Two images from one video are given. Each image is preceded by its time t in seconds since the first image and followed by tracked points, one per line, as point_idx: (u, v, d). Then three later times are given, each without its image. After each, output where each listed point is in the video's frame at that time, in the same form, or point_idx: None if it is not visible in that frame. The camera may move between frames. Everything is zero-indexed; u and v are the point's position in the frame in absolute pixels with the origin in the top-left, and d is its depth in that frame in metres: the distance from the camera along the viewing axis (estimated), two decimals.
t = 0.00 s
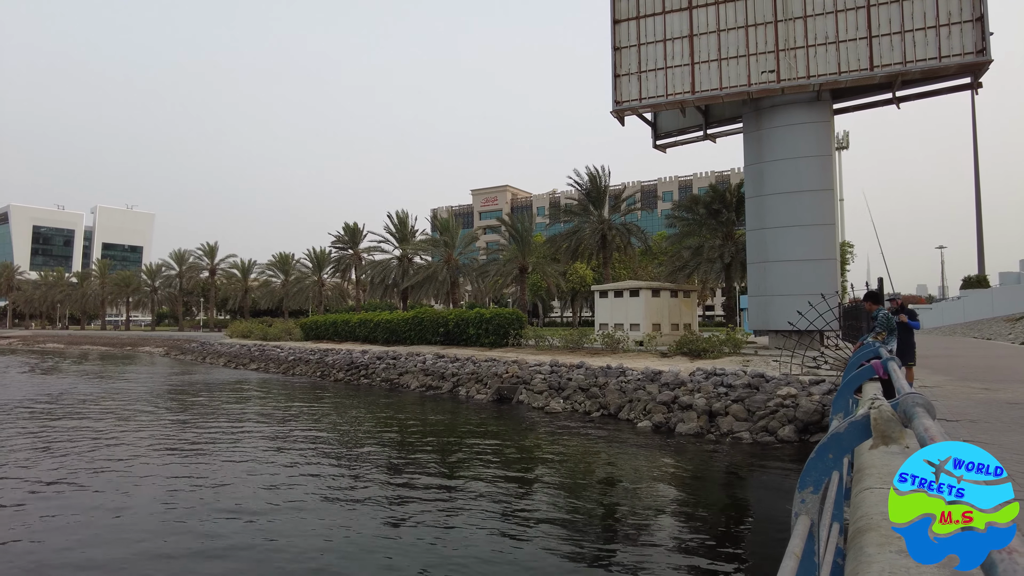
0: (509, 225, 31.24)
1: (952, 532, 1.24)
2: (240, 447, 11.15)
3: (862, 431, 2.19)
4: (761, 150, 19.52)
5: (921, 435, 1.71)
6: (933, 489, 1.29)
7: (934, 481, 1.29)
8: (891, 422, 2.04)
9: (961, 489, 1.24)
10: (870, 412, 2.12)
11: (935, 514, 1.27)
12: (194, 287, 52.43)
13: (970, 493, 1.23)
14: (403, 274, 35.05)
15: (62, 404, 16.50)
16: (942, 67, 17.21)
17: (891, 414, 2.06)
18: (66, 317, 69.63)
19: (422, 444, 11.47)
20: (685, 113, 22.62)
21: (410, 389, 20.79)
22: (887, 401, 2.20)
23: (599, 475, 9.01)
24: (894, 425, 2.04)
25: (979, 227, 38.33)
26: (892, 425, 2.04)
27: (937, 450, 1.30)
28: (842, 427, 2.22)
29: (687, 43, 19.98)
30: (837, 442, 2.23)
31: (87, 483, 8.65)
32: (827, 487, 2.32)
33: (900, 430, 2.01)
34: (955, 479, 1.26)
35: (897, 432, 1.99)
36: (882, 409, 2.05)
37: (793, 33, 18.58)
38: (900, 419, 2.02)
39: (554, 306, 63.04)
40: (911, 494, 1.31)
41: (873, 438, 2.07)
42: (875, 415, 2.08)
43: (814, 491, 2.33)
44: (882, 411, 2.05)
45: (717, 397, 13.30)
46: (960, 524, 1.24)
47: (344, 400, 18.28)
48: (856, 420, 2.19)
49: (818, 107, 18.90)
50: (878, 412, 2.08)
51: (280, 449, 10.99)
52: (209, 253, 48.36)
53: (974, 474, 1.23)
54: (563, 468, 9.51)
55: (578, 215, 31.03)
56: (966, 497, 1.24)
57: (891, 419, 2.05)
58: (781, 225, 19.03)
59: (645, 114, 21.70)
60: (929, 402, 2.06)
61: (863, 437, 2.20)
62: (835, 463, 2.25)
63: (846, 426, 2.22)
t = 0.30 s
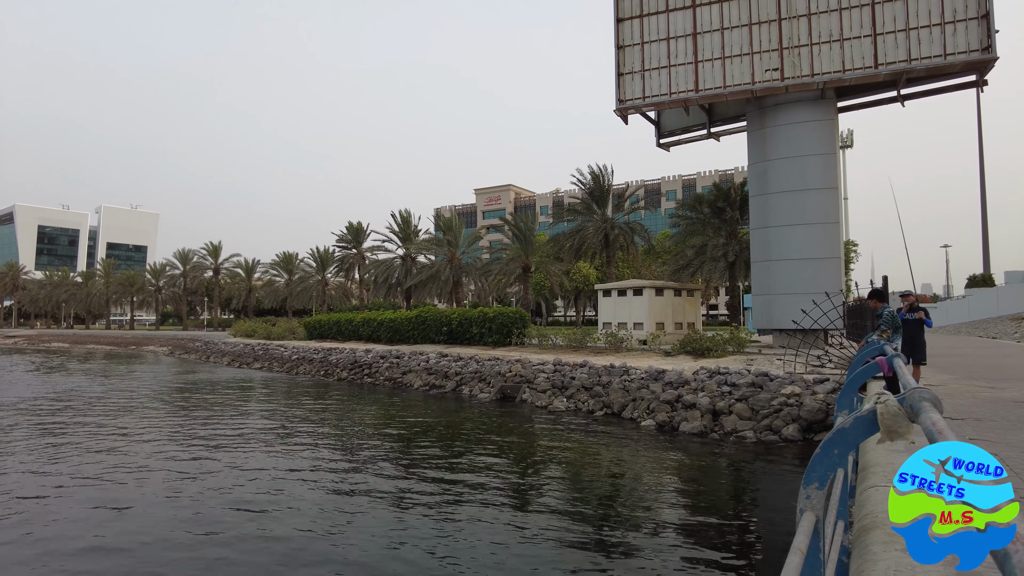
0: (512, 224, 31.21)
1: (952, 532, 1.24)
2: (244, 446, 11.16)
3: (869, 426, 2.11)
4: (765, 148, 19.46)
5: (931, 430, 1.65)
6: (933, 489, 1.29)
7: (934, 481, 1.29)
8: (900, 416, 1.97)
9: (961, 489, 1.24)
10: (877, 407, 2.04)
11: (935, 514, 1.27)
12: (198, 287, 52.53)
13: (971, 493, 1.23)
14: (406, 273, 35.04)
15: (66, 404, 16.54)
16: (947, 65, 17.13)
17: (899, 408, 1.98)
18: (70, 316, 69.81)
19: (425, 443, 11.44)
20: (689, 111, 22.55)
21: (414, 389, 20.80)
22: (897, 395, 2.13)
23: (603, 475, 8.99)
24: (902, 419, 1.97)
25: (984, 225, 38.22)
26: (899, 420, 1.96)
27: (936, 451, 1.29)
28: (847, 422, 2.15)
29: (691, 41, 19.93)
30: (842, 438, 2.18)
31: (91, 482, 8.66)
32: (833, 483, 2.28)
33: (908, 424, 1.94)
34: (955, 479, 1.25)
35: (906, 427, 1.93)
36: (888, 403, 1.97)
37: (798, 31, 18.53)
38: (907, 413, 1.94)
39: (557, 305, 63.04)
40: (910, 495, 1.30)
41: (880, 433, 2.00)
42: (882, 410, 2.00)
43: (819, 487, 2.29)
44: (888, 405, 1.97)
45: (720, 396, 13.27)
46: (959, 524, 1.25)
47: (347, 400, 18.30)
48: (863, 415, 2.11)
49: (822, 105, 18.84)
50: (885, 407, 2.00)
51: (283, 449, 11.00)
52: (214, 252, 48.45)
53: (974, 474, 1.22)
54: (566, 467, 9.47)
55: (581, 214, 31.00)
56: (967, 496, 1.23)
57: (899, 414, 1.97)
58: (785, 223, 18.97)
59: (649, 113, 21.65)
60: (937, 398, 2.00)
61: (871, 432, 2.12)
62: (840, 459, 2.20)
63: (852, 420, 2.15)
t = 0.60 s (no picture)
0: (512, 223, 31.18)
1: (951, 531, 1.25)
2: (243, 446, 11.14)
3: (857, 426, 2.22)
4: (765, 147, 19.47)
5: (915, 433, 1.70)
6: (932, 489, 1.29)
7: (934, 481, 1.28)
8: (888, 418, 2.02)
9: (961, 489, 1.24)
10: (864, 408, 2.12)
11: (935, 514, 1.26)
12: (198, 286, 52.48)
13: (969, 493, 1.23)
14: (406, 272, 35.03)
15: (65, 403, 16.51)
16: (947, 63, 17.14)
17: (886, 410, 2.04)
18: (70, 315, 69.73)
19: (425, 443, 11.43)
20: (688, 110, 22.55)
21: (413, 388, 20.78)
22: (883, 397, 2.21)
23: (603, 474, 8.97)
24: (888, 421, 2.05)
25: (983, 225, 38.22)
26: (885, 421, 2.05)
27: (936, 450, 1.29)
28: (836, 423, 2.24)
29: (690, 40, 19.93)
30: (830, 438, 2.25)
31: (89, 481, 8.63)
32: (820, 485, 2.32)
33: (895, 427, 2.02)
34: (955, 479, 1.25)
35: (893, 430, 1.99)
36: (874, 405, 2.05)
37: (797, 29, 18.53)
38: (894, 415, 2.02)
39: (557, 305, 63.05)
40: (910, 495, 1.30)
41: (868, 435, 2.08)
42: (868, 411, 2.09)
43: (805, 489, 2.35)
44: (875, 406, 2.04)
45: (719, 396, 13.27)
46: (961, 524, 1.25)
47: (346, 399, 18.28)
48: (852, 416, 2.22)
49: (822, 103, 18.85)
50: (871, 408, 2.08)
51: (282, 448, 10.98)
52: (213, 252, 48.41)
53: (974, 474, 1.22)
54: (566, 467, 9.46)
55: (581, 213, 30.99)
56: (967, 497, 1.23)
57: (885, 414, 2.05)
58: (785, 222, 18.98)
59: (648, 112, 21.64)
60: (925, 397, 2.03)
61: (858, 433, 2.22)
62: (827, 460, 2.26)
63: (842, 421, 2.24)
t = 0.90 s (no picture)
0: (507, 224, 31.19)
1: (951, 531, 1.24)
2: (237, 447, 11.11)
3: (833, 438, 2.23)
4: (759, 147, 19.52)
5: (884, 450, 1.64)
6: (933, 490, 1.29)
7: (934, 481, 1.29)
8: (861, 430, 2.08)
9: (961, 489, 1.24)
10: (840, 420, 2.15)
11: (935, 515, 1.26)
12: (192, 287, 52.27)
13: (970, 493, 1.24)
14: (401, 273, 34.99)
15: (58, 404, 16.43)
16: (940, 65, 17.23)
17: (860, 421, 2.09)
18: (63, 316, 69.34)
19: (420, 443, 11.46)
20: (682, 111, 22.59)
21: (407, 389, 20.76)
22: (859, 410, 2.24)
23: (596, 476, 8.98)
24: (863, 433, 2.07)
25: (976, 225, 38.49)
26: (860, 433, 2.07)
27: (937, 450, 1.30)
28: (812, 434, 2.26)
29: (684, 41, 19.97)
30: (806, 449, 2.28)
31: (80, 483, 8.59)
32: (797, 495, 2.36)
33: (870, 438, 2.04)
34: (955, 479, 1.26)
35: (866, 440, 2.05)
36: (851, 417, 2.09)
37: (791, 31, 18.61)
38: (869, 426, 2.07)
39: (553, 305, 63.15)
40: (910, 495, 1.30)
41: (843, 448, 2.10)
42: (844, 423, 2.11)
43: (783, 500, 2.38)
44: (850, 419, 2.09)
45: (712, 396, 13.31)
46: (960, 524, 1.24)
47: (341, 400, 18.26)
48: (827, 427, 2.24)
49: (815, 105, 18.92)
50: (848, 420, 2.11)
51: (276, 449, 10.96)
52: (208, 252, 48.23)
53: (975, 474, 1.23)
54: (561, 467, 9.49)
55: (576, 213, 31.04)
56: (967, 496, 1.24)
57: (860, 427, 2.08)
58: (778, 224, 19.08)
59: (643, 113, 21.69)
60: (898, 411, 1.99)
61: (834, 445, 2.24)
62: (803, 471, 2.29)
63: (818, 433, 2.26)
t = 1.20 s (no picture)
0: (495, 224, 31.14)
1: (952, 528, 1.99)
2: (224, 448, 11.07)
3: (798, 445, 2.11)
4: (744, 150, 19.71)
5: (838, 457, 1.61)
6: (933, 487, 1.99)
7: (933, 480, 1.99)
8: (827, 436, 2.02)
9: (960, 487, 1.93)
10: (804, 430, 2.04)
11: (937, 511, 1.98)
12: (176, 287, 51.66)
13: (967, 491, 1.93)
14: (388, 274, 34.80)
15: (42, 406, 16.23)
16: (921, 69, 17.48)
17: (826, 428, 2.02)
18: (45, 316, 68.29)
19: (409, 444, 11.50)
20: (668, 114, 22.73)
21: (395, 390, 20.69)
22: (823, 415, 2.14)
23: (583, 475, 9.08)
24: (828, 439, 2.01)
25: (958, 227, 38.92)
26: (825, 440, 2.00)
27: (938, 453, 1.98)
28: (778, 440, 2.13)
29: (671, 44, 20.08)
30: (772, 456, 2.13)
31: (68, 483, 8.55)
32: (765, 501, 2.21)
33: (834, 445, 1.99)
34: (954, 478, 1.95)
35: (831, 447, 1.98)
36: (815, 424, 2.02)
37: (776, 35, 18.79)
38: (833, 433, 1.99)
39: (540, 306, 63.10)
40: (914, 494, 2.00)
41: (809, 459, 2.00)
42: (808, 432, 2.02)
43: (750, 504, 2.23)
44: (815, 425, 2.02)
45: (697, 397, 13.41)
46: (959, 521, 1.98)
47: (327, 401, 18.17)
48: (792, 434, 2.11)
49: (800, 108, 19.10)
50: (811, 428, 2.03)
51: (263, 450, 10.93)
52: (192, 252, 47.70)
53: (973, 473, 1.91)
54: (549, 467, 9.58)
55: (563, 214, 31.09)
56: (965, 494, 1.93)
57: (825, 434, 2.01)
58: (763, 226, 19.29)
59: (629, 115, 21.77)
60: (861, 416, 1.97)
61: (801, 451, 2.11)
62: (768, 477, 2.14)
63: (783, 438, 2.13)
